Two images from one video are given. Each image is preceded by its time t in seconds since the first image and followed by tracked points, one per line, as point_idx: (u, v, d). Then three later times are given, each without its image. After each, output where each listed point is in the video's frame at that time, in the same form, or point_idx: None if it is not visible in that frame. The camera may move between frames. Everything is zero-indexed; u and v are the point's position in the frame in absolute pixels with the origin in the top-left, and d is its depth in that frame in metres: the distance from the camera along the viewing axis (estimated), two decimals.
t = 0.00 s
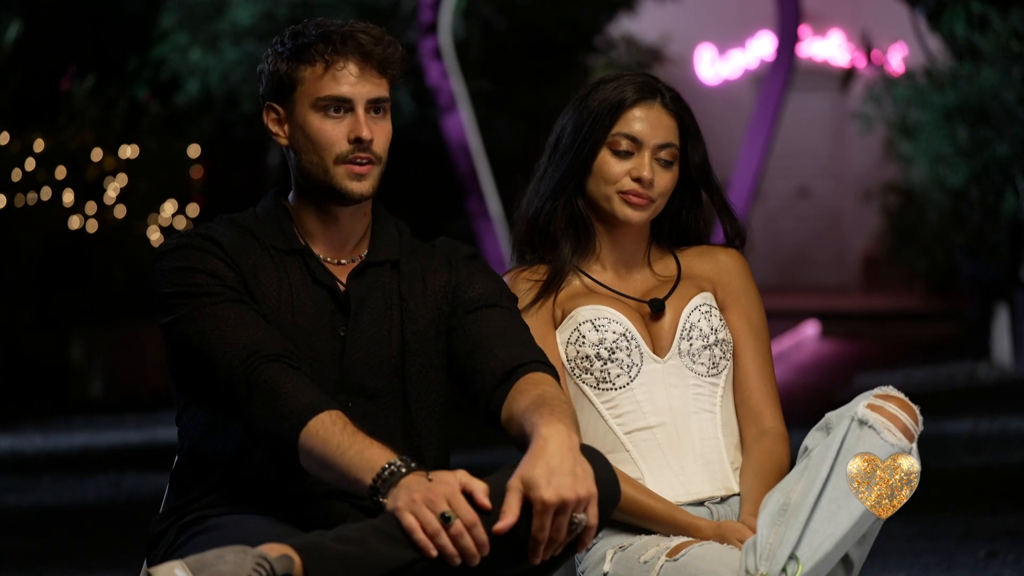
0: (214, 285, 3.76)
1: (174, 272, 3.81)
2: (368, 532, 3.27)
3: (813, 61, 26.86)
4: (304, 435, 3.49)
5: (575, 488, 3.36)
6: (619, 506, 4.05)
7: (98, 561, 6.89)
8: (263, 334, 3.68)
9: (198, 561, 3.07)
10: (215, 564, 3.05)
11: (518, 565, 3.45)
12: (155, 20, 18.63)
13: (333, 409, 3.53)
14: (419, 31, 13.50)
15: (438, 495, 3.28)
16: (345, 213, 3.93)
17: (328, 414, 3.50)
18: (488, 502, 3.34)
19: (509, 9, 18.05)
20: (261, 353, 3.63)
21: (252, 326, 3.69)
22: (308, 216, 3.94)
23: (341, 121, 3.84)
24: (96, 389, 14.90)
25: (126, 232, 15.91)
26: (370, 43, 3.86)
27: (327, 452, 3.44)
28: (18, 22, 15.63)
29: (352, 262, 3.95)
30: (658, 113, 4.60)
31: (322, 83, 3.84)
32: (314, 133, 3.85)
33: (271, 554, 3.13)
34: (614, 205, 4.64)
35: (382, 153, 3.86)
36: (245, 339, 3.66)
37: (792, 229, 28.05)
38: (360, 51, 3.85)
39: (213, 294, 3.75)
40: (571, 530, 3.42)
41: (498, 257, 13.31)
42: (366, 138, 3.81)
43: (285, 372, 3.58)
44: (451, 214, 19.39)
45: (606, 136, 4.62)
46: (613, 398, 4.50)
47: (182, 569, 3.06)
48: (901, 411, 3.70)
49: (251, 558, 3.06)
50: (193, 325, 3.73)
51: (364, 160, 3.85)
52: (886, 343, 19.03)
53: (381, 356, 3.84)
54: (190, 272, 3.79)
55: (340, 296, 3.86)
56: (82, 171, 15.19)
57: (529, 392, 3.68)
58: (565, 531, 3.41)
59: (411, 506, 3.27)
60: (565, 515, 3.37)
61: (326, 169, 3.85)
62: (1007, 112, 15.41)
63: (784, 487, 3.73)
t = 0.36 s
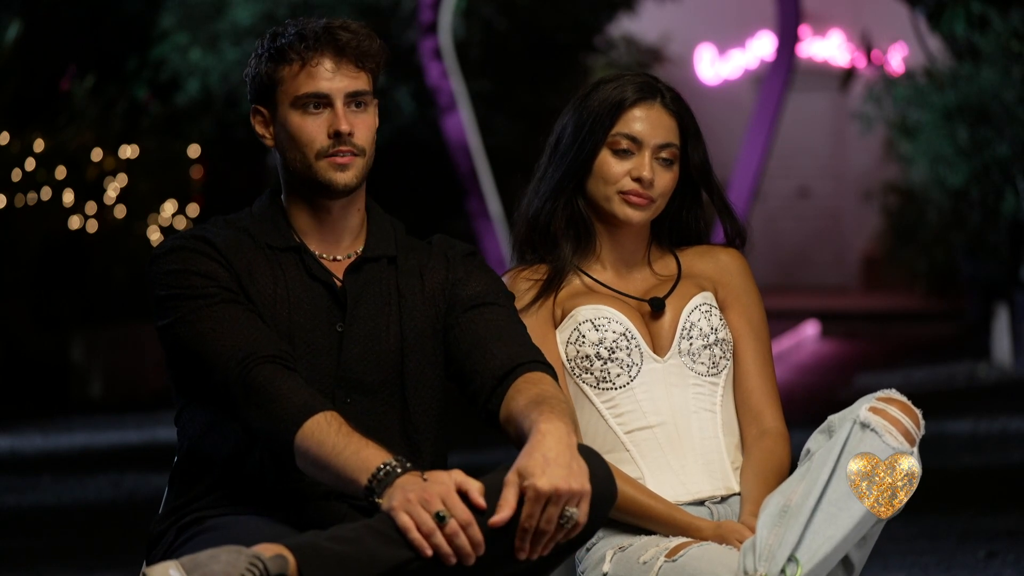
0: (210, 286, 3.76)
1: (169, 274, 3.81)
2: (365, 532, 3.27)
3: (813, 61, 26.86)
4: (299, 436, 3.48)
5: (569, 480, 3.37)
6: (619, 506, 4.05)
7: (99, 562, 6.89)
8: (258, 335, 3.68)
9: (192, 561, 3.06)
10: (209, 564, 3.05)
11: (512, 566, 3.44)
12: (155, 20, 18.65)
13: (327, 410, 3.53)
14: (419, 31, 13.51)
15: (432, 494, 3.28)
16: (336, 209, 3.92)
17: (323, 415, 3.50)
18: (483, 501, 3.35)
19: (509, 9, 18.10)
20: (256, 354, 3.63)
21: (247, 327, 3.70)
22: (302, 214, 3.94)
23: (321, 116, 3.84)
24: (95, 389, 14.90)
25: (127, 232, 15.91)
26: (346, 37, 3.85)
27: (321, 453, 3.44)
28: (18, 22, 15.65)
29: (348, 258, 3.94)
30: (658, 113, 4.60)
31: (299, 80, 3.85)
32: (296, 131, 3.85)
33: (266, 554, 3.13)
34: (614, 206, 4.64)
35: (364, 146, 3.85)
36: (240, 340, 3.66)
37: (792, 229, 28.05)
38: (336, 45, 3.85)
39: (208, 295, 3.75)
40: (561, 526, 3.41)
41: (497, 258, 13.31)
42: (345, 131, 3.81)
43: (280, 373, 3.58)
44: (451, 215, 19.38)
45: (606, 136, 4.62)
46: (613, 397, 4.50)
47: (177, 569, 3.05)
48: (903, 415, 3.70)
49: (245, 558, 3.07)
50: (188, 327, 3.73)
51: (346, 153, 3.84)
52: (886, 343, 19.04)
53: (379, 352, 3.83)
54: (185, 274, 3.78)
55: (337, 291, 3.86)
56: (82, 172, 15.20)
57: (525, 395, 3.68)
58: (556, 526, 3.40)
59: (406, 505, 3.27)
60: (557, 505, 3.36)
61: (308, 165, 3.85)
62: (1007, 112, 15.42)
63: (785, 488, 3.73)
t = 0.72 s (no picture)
0: (212, 286, 3.76)
1: (170, 274, 3.80)
2: (367, 532, 3.27)
3: (813, 61, 26.87)
4: (301, 436, 3.49)
5: (573, 481, 3.38)
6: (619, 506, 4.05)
7: (98, 562, 6.90)
8: (260, 335, 3.68)
9: (195, 561, 3.07)
10: (212, 564, 3.06)
11: (511, 565, 3.44)
12: (155, 19, 18.66)
13: (329, 409, 3.53)
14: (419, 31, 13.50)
15: (436, 495, 3.28)
16: (337, 212, 3.92)
17: (325, 414, 3.50)
18: (486, 501, 3.34)
19: (509, 9, 18.09)
20: (258, 354, 3.63)
21: (250, 326, 3.70)
22: (302, 214, 3.93)
23: (327, 118, 3.84)
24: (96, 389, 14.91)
25: (127, 232, 15.90)
26: (355, 39, 3.86)
27: (324, 453, 3.44)
28: (18, 22, 15.65)
29: (350, 260, 3.94)
30: (657, 113, 4.61)
31: (307, 81, 3.84)
32: (303, 131, 3.85)
33: (269, 555, 3.14)
34: (614, 207, 4.64)
35: (370, 150, 3.86)
36: (242, 340, 3.66)
37: (792, 229, 28.06)
38: (345, 47, 3.85)
39: (210, 295, 3.74)
40: (562, 527, 3.40)
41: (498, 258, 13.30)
42: (352, 134, 3.81)
43: (282, 373, 3.58)
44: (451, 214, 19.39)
45: (605, 137, 4.62)
46: (614, 398, 4.50)
47: (180, 569, 3.06)
48: (910, 421, 3.69)
49: (248, 558, 3.08)
50: (190, 327, 3.73)
51: (352, 156, 3.84)
52: (886, 343, 19.04)
53: (381, 353, 3.84)
54: (187, 273, 3.78)
55: (339, 293, 3.86)
56: (82, 171, 15.21)
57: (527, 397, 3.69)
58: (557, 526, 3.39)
59: (409, 506, 3.27)
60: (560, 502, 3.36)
61: (314, 166, 3.85)
62: (1007, 111, 15.42)
63: (789, 489, 3.72)
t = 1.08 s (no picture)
0: (210, 288, 3.76)
1: (169, 276, 3.80)
2: (366, 532, 3.27)
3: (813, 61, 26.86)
4: (299, 437, 3.49)
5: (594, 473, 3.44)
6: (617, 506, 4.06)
7: (98, 562, 6.89)
8: (259, 338, 3.68)
9: (192, 561, 3.07)
10: (210, 565, 3.05)
11: (507, 566, 3.44)
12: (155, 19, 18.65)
13: (328, 410, 3.53)
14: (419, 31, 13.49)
15: (433, 494, 3.28)
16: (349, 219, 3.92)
17: (324, 415, 3.50)
18: (484, 501, 3.33)
19: (509, 9, 18.10)
20: (257, 357, 3.63)
21: (249, 328, 3.70)
22: (308, 217, 3.94)
23: (360, 131, 3.83)
24: (96, 389, 14.91)
25: (126, 232, 15.90)
26: (388, 55, 3.84)
27: (323, 454, 3.44)
28: (17, 22, 15.64)
29: (350, 263, 3.95)
30: (657, 114, 4.61)
31: (341, 93, 3.82)
32: (334, 143, 3.83)
33: (266, 555, 3.13)
34: (614, 207, 4.64)
35: (399, 166, 3.86)
36: (243, 342, 3.66)
37: (793, 229, 28.06)
38: (378, 62, 3.84)
39: (208, 297, 3.74)
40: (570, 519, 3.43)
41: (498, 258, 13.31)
42: (386, 150, 3.80)
43: (280, 375, 3.58)
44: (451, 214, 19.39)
45: (605, 137, 4.62)
46: (613, 398, 4.50)
47: (177, 570, 3.06)
48: (912, 422, 3.69)
49: (246, 558, 3.07)
50: (189, 328, 3.73)
51: (382, 172, 3.83)
52: (886, 343, 19.05)
53: (379, 354, 3.83)
54: (185, 276, 3.78)
55: (339, 296, 3.85)
56: (82, 171, 15.22)
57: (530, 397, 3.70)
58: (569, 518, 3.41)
59: (406, 505, 3.27)
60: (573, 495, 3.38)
61: (344, 179, 3.83)
62: (1007, 111, 15.42)
63: (790, 489, 3.73)
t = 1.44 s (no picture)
0: (219, 273, 3.74)
1: (175, 262, 3.78)
2: (367, 532, 3.27)
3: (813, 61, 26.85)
4: (305, 422, 3.46)
5: (566, 469, 3.39)
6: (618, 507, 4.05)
7: (97, 562, 6.89)
8: (267, 322, 3.66)
9: (194, 562, 3.06)
10: (212, 565, 3.04)
11: (506, 567, 3.44)
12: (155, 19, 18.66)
13: (332, 392, 3.52)
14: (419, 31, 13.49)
15: (436, 491, 3.29)
16: (342, 211, 3.92)
17: (328, 399, 3.48)
18: (486, 498, 3.36)
19: (509, 9, 18.09)
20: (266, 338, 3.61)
21: (258, 315, 3.68)
22: (304, 212, 3.94)
23: (343, 119, 3.84)
24: (96, 389, 14.92)
25: (126, 232, 15.89)
26: (370, 42, 3.86)
27: (330, 438, 3.43)
28: (17, 22, 15.63)
29: (349, 260, 3.95)
30: (656, 113, 4.60)
31: (322, 82, 3.84)
32: (316, 131, 3.85)
33: (268, 555, 3.12)
34: (614, 207, 4.64)
35: (383, 151, 3.87)
36: (252, 325, 3.63)
37: (793, 229, 28.02)
38: (360, 49, 3.85)
39: (216, 282, 3.72)
40: (549, 515, 3.39)
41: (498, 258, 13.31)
42: (368, 137, 3.82)
43: (288, 357, 3.56)
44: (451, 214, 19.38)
45: (605, 137, 4.62)
46: (613, 399, 4.50)
47: (179, 570, 3.05)
48: (912, 422, 3.69)
49: (248, 558, 3.07)
50: (195, 313, 3.70)
51: (366, 158, 3.85)
52: (886, 343, 19.04)
53: (380, 351, 3.83)
54: (193, 261, 3.76)
55: (338, 292, 3.85)
56: (82, 171, 15.22)
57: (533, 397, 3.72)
58: (542, 514, 3.37)
59: (410, 500, 3.29)
60: (538, 485, 3.34)
61: (328, 167, 3.85)
62: (1007, 111, 15.41)
63: (787, 489, 3.72)
